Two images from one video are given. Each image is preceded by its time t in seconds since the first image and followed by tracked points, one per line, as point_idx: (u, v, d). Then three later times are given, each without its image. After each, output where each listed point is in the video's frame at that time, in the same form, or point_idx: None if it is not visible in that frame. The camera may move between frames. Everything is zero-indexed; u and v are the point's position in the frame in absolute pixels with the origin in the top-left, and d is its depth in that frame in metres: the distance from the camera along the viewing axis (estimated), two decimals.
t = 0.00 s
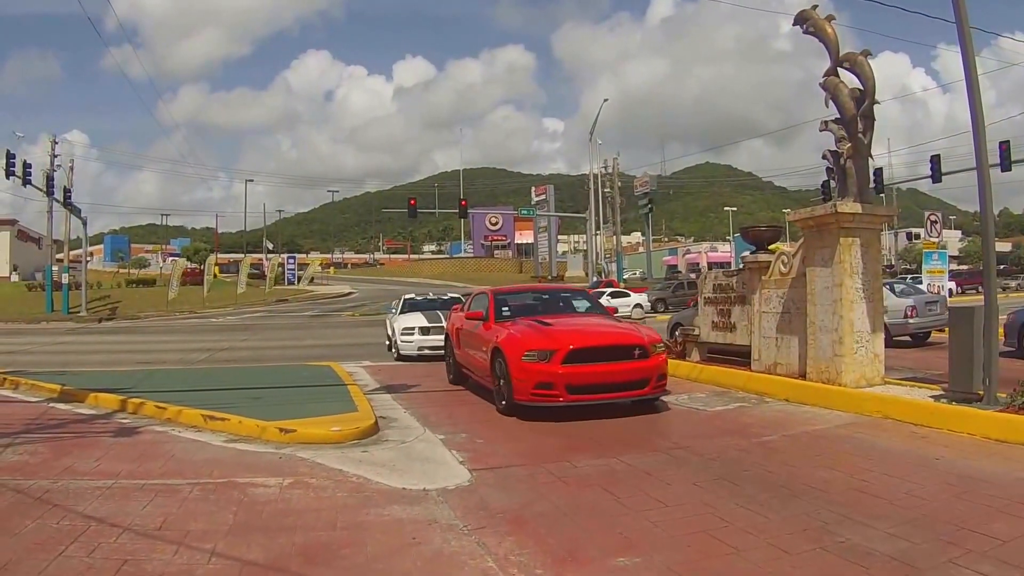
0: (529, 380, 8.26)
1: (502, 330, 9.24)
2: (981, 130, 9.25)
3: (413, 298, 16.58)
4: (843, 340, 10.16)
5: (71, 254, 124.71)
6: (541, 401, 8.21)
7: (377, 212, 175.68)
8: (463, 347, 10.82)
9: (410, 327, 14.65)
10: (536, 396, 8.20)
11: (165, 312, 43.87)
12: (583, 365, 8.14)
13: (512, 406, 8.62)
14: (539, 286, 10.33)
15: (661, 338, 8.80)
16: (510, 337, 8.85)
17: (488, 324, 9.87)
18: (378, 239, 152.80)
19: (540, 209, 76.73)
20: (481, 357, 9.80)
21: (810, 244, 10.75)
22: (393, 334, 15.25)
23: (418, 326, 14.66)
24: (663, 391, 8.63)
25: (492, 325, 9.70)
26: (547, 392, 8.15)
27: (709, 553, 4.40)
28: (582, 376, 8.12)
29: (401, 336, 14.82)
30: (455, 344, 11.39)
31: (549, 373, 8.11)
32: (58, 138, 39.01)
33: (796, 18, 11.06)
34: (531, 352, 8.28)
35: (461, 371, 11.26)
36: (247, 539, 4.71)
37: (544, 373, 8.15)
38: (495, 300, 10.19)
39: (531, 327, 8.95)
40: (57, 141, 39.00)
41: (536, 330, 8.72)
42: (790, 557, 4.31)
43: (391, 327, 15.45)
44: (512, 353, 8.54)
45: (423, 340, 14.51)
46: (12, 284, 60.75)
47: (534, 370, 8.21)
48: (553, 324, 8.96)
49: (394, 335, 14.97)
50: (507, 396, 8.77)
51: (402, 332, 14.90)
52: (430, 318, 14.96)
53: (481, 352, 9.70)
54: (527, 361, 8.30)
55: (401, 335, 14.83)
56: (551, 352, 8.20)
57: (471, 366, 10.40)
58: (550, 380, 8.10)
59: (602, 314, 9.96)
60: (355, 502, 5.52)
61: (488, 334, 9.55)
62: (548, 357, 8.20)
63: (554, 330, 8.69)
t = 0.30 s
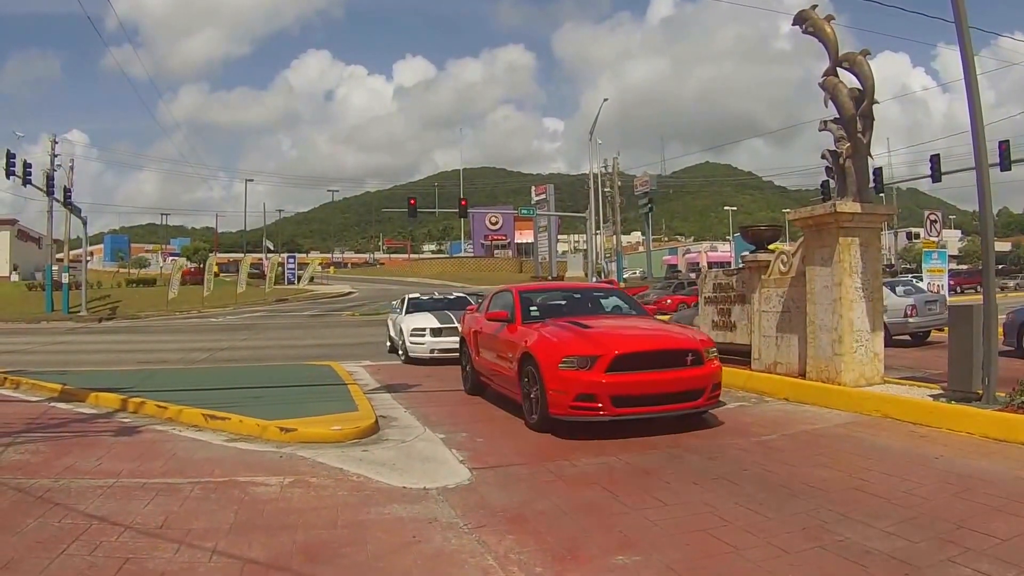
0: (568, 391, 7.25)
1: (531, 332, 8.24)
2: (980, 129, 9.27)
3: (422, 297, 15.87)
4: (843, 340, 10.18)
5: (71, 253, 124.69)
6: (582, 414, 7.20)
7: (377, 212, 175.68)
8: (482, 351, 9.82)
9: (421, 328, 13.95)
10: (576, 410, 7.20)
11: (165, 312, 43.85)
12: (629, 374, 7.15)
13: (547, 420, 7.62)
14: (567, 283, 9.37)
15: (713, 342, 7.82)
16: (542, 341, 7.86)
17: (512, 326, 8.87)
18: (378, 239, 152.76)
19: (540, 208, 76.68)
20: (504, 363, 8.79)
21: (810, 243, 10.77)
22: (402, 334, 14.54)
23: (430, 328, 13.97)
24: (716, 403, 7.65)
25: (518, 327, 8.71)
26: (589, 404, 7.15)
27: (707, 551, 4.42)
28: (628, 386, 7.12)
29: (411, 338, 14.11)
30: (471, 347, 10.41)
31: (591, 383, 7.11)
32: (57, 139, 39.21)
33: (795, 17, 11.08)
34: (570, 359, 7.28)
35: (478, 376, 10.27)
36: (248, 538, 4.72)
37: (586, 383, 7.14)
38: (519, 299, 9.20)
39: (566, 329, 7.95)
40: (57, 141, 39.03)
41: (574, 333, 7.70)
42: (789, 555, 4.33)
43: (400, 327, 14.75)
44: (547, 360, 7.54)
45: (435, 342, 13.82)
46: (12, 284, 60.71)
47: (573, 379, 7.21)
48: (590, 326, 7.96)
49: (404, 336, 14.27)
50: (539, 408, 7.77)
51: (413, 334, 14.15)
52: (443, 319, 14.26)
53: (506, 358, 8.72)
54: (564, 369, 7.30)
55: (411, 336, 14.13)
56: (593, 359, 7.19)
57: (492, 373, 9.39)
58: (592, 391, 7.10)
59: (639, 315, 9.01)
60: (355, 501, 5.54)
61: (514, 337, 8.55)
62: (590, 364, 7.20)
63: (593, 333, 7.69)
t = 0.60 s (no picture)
0: (626, 411, 6.09)
1: (573, 338, 7.09)
2: (978, 129, 9.28)
3: (429, 298, 15.36)
4: (842, 339, 10.19)
5: (71, 254, 124.58)
6: (644, 438, 6.04)
7: (377, 212, 175.69)
8: (509, 359, 8.66)
9: (431, 329, 13.43)
10: (635, 433, 6.04)
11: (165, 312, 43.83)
12: (699, 389, 6.01)
13: (596, 443, 6.47)
14: (607, 282, 8.26)
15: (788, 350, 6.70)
16: (589, 350, 6.70)
17: (548, 330, 7.71)
18: (378, 239, 152.72)
19: (540, 208, 76.67)
20: (539, 374, 7.63)
21: (809, 243, 10.78)
22: (410, 336, 14.01)
23: (440, 329, 13.44)
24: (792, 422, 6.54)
25: (555, 332, 7.56)
26: (653, 426, 5.99)
27: (706, 551, 4.43)
28: (698, 404, 5.98)
29: (421, 339, 13.58)
30: (494, 354, 9.25)
31: (655, 400, 5.96)
32: (57, 139, 39.63)
33: (794, 17, 11.08)
34: (628, 372, 6.13)
35: (502, 388, 9.12)
36: (247, 537, 4.73)
37: (649, 401, 5.98)
38: (553, 300, 8.07)
39: (616, 335, 6.81)
40: (57, 142, 39.11)
41: (627, 340, 6.56)
42: (787, 555, 4.34)
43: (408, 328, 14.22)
44: (597, 372, 6.39)
45: (446, 344, 13.30)
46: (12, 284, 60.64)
47: (633, 395, 6.05)
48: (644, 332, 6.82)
49: (413, 338, 13.74)
50: (586, 428, 6.62)
51: (422, 336, 13.61)
52: (453, 320, 13.73)
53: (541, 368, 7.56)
54: (619, 383, 6.15)
55: (420, 338, 13.60)
56: (657, 371, 6.06)
57: (521, 384, 8.23)
58: (655, 410, 5.96)
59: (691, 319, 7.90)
60: (354, 500, 5.55)
61: (551, 344, 7.40)
62: (651, 377, 6.06)
63: (650, 340, 6.53)
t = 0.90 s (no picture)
0: (722, 445, 4.77)
1: (640, 348, 5.76)
2: (977, 127, 9.28)
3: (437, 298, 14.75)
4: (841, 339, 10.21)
5: (72, 254, 124.73)
6: (745, 479, 4.75)
7: (376, 211, 175.70)
8: (550, 371, 7.32)
9: (441, 330, 12.81)
10: (735, 473, 4.74)
11: (166, 311, 43.80)
12: (812, 415, 4.75)
13: (678, 483, 5.14)
14: (664, 279, 6.94)
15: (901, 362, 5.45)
16: (664, 363, 5.35)
17: (602, 338, 6.36)
18: (377, 239, 152.75)
19: (540, 208, 76.70)
20: (592, 391, 6.29)
21: (808, 243, 10.79)
22: (418, 338, 13.39)
23: (450, 330, 12.81)
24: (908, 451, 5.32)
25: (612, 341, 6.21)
26: (758, 464, 4.70)
27: (705, 550, 4.44)
28: (813, 435, 4.70)
29: (429, 341, 12.95)
30: (528, 364, 7.92)
31: (760, 431, 4.66)
32: (56, 138, 39.16)
33: (792, 17, 11.10)
34: (722, 393, 4.82)
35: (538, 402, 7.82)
36: (248, 537, 4.74)
37: (753, 433, 4.68)
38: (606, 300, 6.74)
39: (693, 344, 5.49)
40: (57, 141, 38.97)
41: (713, 351, 5.26)
42: (785, 554, 4.35)
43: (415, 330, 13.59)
44: (677, 392, 5.08)
45: (456, 346, 12.67)
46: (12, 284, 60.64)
47: (732, 424, 4.73)
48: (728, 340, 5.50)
49: (421, 340, 13.12)
50: (664, 463, 5.30)
51: (431, 338, 12.96)
52: (464, 321, 13.10)
53: (596, 385, 6.21)
54: (711, 408, 4.84)
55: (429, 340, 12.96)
56: (761, 394, 4.75)
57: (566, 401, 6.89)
58: (761, 444, 4.66)
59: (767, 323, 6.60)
60: (355, 500, 5.55)
61: (609, 355, 6.06)
62: (754, 402, 4.75)
63: (741, 351, 5.21)
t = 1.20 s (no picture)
0: (906, 507, 3.43)
1: (757, 364, 4.36)
2: (976, 128, 9.30)
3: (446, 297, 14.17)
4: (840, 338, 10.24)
5: (72, 253, 124.72)
6: (930, 552, 3.45)
7: (376, 211, 175.75)
8: (617, 389, 5.91)
9: (453, 332, 12.27)
10: (922, 545, 3.44)
11: (166, 311, 43.77)
12: (1017, 461, 3.48)
13: (822, 561, 3.79)
14: (756, 270, 5.55)
15: None
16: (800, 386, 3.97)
17: (695, 350, 4.95)
18: (377, 238, 152.78)
19: (540, 207, 76.72)
20: (682, 421, 4.90)
21: (807, 243, 10.80)
22: (428, 340, 12.83)
23: (462, 332, 12.27)
24: None
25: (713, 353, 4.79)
26: (947, 531, 3.41)
27: (705, 550, 4.44)
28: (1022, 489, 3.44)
29: (440, 344, 12.39)
30: (584, 377, 6.50)
31: (958, 487, 3.37)
32: (57, 138, 38.20)
33: (792, 17, 11.11)
34: (901, 433, 3.49)
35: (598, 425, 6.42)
36: (248, 537, 4.75)
37: (945, 490, 3.37)
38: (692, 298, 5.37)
39: (831, 359, 4.13)
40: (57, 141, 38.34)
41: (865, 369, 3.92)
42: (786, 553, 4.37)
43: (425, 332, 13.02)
44: (828, 428, 3.72)
45: (469, 349, 12.14)
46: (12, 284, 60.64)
47: (915, 478, 3.41)
48: (873, 352, 4.17)
49: (431, 342, 12.56)
50: (804, 528, 3.94)
51: (442, 340, 12.39)
52: (476, 322, 12.56)
53: (689, 412, 4.80)
54: (886, 453, 3.51)
55: (440, 342, 12.41)
56: (954, 434, 3.45)
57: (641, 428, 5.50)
58: (956, 505, 3.37)
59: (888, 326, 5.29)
60: (355, 500, 5.56)
61: (709, 372, 4.66)
62: (944, 445, 3.45)
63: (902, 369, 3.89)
